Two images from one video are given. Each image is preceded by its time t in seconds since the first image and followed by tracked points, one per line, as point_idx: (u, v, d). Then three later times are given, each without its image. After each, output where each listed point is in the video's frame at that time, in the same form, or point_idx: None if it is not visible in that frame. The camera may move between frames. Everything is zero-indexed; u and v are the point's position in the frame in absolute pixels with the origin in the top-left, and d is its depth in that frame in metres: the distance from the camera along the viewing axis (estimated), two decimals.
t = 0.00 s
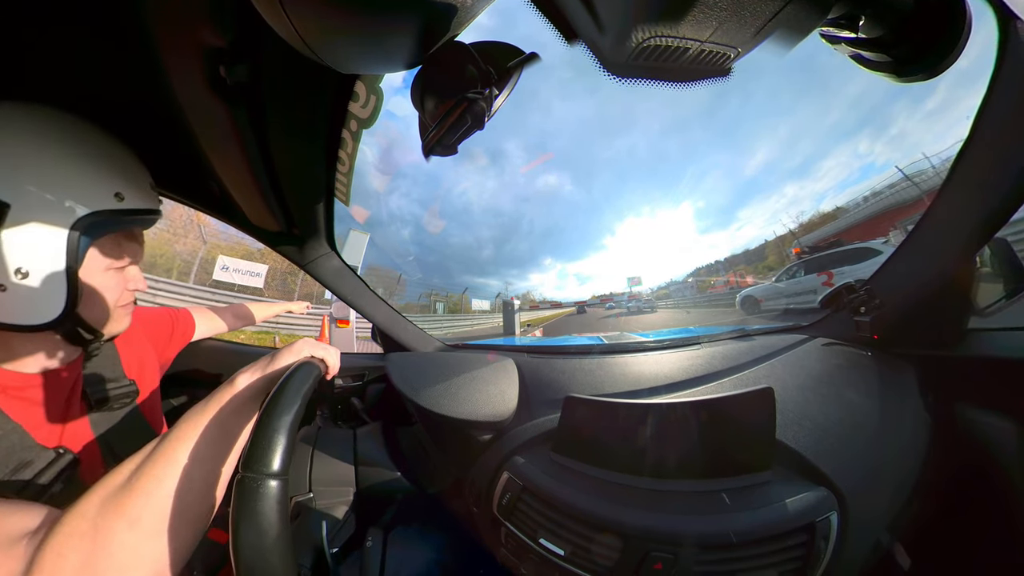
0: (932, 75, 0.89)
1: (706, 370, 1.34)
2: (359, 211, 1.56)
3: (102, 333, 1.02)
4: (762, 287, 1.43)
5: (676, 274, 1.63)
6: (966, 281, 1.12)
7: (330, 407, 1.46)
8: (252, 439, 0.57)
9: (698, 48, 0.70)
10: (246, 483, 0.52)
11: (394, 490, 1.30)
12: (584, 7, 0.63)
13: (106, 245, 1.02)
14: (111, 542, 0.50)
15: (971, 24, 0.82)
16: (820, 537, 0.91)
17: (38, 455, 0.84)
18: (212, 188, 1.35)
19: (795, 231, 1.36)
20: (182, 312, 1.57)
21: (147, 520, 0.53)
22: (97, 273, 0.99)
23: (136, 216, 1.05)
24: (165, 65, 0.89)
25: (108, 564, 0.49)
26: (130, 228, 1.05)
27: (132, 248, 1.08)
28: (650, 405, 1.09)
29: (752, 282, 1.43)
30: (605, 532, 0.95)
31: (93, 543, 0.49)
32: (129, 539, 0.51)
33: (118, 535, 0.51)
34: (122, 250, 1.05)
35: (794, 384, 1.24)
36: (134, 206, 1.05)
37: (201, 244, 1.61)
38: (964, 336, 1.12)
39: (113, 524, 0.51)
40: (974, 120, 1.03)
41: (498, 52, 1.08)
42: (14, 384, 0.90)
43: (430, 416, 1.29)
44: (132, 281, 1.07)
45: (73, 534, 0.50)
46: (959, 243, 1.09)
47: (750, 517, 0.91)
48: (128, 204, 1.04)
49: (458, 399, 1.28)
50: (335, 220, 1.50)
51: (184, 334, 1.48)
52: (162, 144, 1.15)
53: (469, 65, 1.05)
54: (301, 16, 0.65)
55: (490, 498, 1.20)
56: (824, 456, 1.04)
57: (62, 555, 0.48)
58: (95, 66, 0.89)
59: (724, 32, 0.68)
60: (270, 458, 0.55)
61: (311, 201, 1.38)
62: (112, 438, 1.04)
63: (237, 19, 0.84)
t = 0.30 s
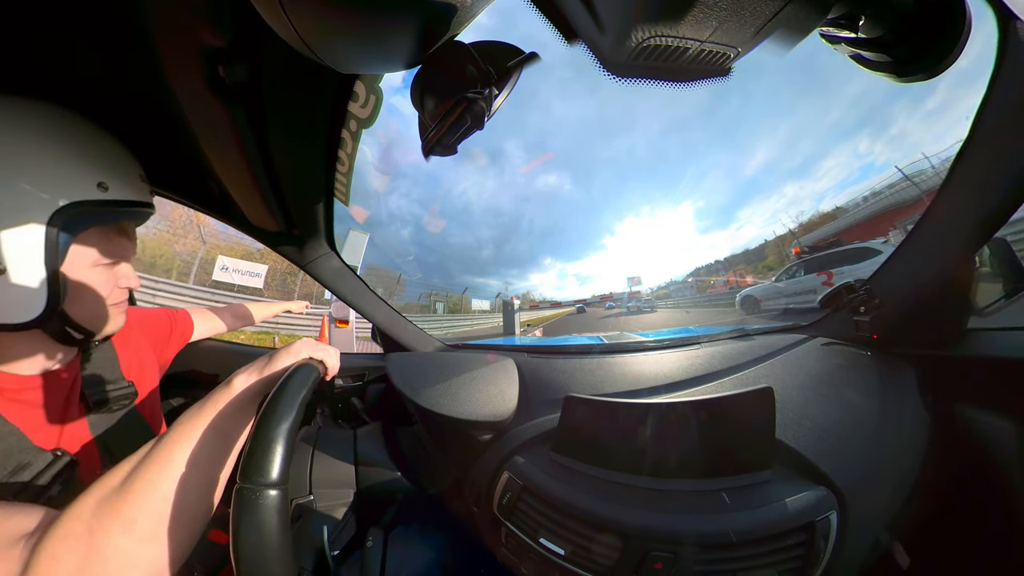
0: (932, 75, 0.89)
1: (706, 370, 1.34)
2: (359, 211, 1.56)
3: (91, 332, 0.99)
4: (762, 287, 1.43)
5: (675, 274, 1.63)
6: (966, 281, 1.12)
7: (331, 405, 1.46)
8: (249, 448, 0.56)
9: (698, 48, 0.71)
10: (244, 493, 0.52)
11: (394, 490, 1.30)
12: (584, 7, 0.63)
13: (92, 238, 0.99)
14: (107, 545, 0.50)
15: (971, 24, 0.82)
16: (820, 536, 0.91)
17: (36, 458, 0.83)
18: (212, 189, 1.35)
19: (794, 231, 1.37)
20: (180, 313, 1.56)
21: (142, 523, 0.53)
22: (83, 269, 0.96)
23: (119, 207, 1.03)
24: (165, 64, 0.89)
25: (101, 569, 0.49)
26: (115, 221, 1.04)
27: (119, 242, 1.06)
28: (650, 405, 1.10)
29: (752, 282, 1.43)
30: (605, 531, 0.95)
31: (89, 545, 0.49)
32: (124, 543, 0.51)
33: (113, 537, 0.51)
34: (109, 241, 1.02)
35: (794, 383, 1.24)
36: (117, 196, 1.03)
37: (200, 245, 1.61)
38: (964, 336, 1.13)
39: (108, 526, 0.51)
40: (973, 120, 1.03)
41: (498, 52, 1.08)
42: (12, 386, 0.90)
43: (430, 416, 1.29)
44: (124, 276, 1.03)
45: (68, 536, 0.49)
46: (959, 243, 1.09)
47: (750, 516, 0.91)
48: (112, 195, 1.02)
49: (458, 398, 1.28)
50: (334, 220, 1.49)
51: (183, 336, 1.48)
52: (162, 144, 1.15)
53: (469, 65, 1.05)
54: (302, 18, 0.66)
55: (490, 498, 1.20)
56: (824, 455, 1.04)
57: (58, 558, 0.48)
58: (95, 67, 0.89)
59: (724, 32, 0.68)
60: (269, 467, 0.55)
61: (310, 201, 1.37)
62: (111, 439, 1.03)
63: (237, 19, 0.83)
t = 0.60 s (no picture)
0: (931, 75, 0.89)
1: (706, 369, 1.34)
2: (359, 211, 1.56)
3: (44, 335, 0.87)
4: (762, 285, 1.45)
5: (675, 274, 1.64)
6: (965, 281, 1.12)
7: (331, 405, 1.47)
8: (244, 464, 0.56)
9: (698, 48, 0.71)
10: (244, 503, 0.52)
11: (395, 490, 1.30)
12: (584, 6, 0.63)
13: (25, 214, 0.76)
14: (104, 546, 0.50)
15: (970, 25, 0.82)
16: (819, 535, 0.91)
17: (30, 463, 0.82)
18: (212, 189, 1.35)
19: (793, 232, 1.37)
20: (163, 314, 1.50)
21: (138, 526, 0.53)
22: (20, 256, 0.74)
23: (75, 175, 0.86)
24: (164, 64, 0.89)
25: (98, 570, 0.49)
26: (76, 196, 0.86)
27: (66, 221, 0.83)
28: (649, 405, 1.10)
29: (751, 281, 1.46)
30: (605, 531, 0.95)
31: (86, 545, 0.49)
32: (121, 544, 0.52)
33: (110, 539, 0.51)
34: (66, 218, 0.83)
35: (792, 382, 1.23)
36: (56, 158, 0.84)
37: (198, 245, 1.55)
38: (962, 336, 1.14)
39: (105, 528, 0.51)
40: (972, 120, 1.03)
41: (497, 51, 1.08)
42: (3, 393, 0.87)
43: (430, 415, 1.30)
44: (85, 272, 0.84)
45: (68, 534, 0.50)
46: (958, 243, 1.09)
47: (749, 516, 0.91)
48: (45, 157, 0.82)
49: (457, 398, 1.28)
50: (332, 220, 1.48)
51: (168, 335, 1.43)
52: (161, 144, 1.15)
53: (468, 64, 1.05)
54: (302, 19, 0.66)
55: (490, 498, 1.20)
56: (822, 454, 1.05)
57: (52, 561, 0.48)
58: (94, 67, 0.89)
59: (724, 32, 0.68)
60: (265, 481, 0.54)
61: (309, 202, 1.37)
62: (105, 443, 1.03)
63: (237, 20, 0.83)
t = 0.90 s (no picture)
0: (930, 76, 0.90)
1: (707, 369, 1.34)
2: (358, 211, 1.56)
3: None
4: (760, 285, 1.47)
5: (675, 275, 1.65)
6: (963, 281, 1.13)
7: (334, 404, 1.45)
8: (235, 492, 0.51)
9: (698, 48, 0.70)
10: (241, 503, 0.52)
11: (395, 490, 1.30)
12: (583, 6, 0.63)
13: None
14: None
15: (970, 25, 0.82)
16: (818, 534, 0.92)
17: (19, 473, 0.80)
18: (212, 189, 1.35)
19: (793, 232, 1.39)
20: (153, 311, 1.43)
21: None
22: None
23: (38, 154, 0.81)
24: (162, 63, 0.88)
25: None
26: (32, 179, 0.82)
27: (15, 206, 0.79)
28: (649, 404, 1.10)
29: (750, 281, 1.48)
30: (604, 530, 0.95)
31: None
32: None
33: None
34: (19, 204, 0.79)
35: (791, 382, 1.23)
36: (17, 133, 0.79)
37: (197, 245, 1.55)
38: (960, 336, 1.14)
39: None
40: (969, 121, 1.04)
41: (497, 51, 1.08)
42: None
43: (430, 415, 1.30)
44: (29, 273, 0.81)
45: None
46: (956, 244, 1.10)
47: (749, 515, 0.92)
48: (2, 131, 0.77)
49: (457, 398, 1.28)
50: (332, 221, 1.48)
51: (162, 335, 1.39)
52: (160, 144, 1.15)
53: (468, 64, 1.05)
54: (302, 20, 0.66)
55: (491, 498, 1.20)
56: (821, 453, 1.05)
57: None
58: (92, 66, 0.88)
59: (724, 32, 0.68)
60: (262, 505, 0.52)
61: (309, 201, 1.37)
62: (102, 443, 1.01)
63: (235, 19, 0.83)
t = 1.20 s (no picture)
0: (928, 77, 0.90)
1: (706, 369, 1.34)
2: (358, 212, 1.54)
3: None
4: (759, 286, 1.47)
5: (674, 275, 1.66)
6: (961, 281, 1.14)
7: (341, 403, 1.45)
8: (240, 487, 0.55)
9: (698, 48, 0.70)
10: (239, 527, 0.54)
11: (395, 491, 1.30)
12: (584, 6, 0.62)
13: None
14: None
15: (969, 26, 0.83)
16: (817, 533, 0.92)
17: (10, 486, 0.75)
18: (211, 189, 1.34)
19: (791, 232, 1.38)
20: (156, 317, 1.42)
21: None
22: None
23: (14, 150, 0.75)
24: (160, 62, 0.88)
25: None
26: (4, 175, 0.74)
27: None
28: (649, 404, 1.11)
29: (750, 281, 1.47)
30: (605, 530, 0.96)
31: None
32: None
33: None
34: None
35: (790, 381, 1.24)
36: None
37: (196, 245, 1.51)
38: (958, 336, 1.15)
39: None
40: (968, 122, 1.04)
41: (497, 51, 1.08)
42: None
43: (430, 415, 1.30)
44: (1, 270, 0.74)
45: None
46: (954, 244, 1.10)
47: (749, 514, 0.92)
48: None
49: (457, 398, 1.28)
50: (331, 221, 1.48)
51: (161, 343, 1.36)
52: (159, 144, 1.14)
53: (468, 64, 1.04)
54: (301, 19, 0.66)
55: (491, 498, 1.20)
56: (819, 452, 1.06)
57: None
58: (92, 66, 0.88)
59: (724, 32, 0.68)
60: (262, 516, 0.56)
61: (308, 201, 1.36)
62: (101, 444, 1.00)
63: (234, 18, 0.83)
